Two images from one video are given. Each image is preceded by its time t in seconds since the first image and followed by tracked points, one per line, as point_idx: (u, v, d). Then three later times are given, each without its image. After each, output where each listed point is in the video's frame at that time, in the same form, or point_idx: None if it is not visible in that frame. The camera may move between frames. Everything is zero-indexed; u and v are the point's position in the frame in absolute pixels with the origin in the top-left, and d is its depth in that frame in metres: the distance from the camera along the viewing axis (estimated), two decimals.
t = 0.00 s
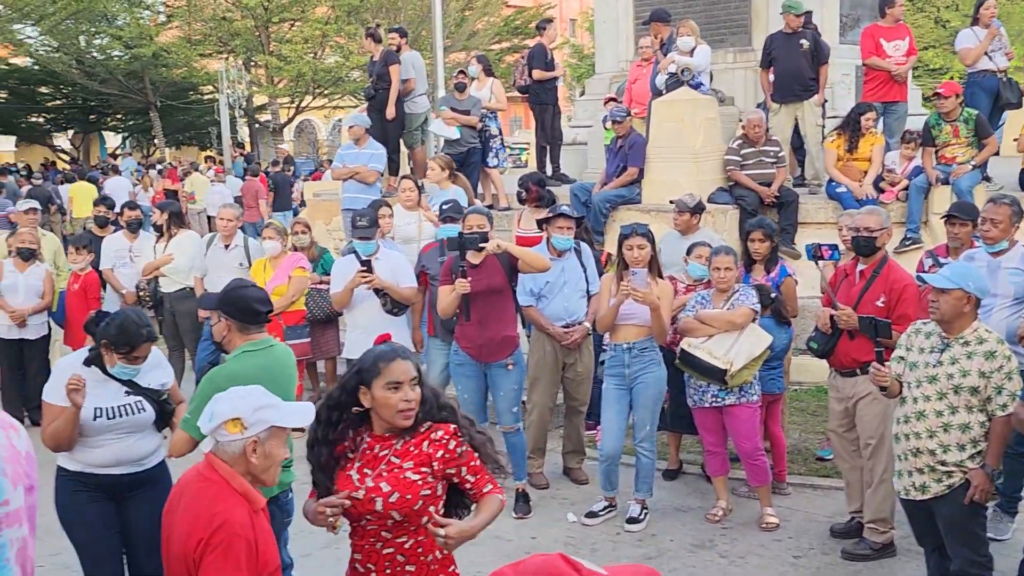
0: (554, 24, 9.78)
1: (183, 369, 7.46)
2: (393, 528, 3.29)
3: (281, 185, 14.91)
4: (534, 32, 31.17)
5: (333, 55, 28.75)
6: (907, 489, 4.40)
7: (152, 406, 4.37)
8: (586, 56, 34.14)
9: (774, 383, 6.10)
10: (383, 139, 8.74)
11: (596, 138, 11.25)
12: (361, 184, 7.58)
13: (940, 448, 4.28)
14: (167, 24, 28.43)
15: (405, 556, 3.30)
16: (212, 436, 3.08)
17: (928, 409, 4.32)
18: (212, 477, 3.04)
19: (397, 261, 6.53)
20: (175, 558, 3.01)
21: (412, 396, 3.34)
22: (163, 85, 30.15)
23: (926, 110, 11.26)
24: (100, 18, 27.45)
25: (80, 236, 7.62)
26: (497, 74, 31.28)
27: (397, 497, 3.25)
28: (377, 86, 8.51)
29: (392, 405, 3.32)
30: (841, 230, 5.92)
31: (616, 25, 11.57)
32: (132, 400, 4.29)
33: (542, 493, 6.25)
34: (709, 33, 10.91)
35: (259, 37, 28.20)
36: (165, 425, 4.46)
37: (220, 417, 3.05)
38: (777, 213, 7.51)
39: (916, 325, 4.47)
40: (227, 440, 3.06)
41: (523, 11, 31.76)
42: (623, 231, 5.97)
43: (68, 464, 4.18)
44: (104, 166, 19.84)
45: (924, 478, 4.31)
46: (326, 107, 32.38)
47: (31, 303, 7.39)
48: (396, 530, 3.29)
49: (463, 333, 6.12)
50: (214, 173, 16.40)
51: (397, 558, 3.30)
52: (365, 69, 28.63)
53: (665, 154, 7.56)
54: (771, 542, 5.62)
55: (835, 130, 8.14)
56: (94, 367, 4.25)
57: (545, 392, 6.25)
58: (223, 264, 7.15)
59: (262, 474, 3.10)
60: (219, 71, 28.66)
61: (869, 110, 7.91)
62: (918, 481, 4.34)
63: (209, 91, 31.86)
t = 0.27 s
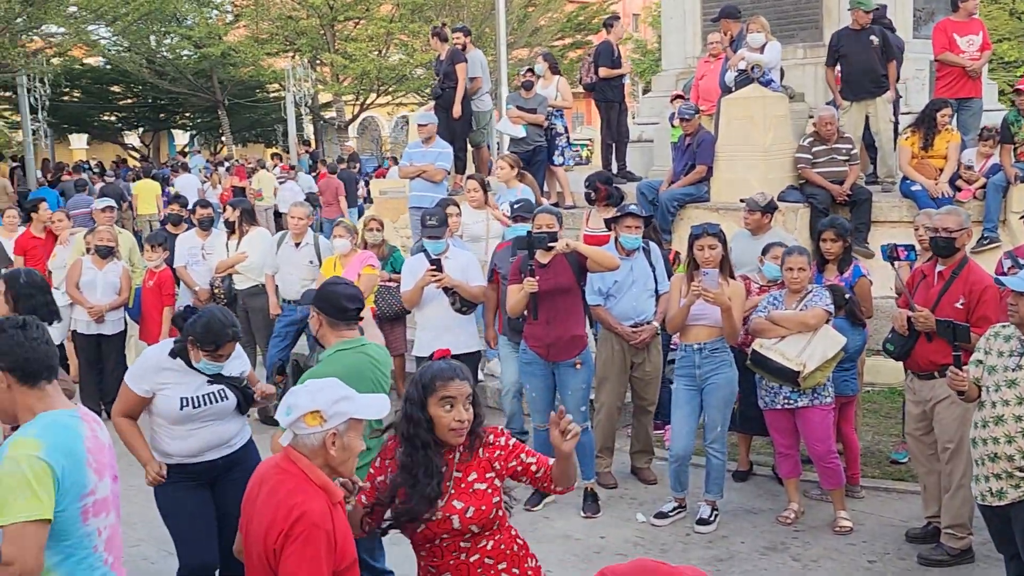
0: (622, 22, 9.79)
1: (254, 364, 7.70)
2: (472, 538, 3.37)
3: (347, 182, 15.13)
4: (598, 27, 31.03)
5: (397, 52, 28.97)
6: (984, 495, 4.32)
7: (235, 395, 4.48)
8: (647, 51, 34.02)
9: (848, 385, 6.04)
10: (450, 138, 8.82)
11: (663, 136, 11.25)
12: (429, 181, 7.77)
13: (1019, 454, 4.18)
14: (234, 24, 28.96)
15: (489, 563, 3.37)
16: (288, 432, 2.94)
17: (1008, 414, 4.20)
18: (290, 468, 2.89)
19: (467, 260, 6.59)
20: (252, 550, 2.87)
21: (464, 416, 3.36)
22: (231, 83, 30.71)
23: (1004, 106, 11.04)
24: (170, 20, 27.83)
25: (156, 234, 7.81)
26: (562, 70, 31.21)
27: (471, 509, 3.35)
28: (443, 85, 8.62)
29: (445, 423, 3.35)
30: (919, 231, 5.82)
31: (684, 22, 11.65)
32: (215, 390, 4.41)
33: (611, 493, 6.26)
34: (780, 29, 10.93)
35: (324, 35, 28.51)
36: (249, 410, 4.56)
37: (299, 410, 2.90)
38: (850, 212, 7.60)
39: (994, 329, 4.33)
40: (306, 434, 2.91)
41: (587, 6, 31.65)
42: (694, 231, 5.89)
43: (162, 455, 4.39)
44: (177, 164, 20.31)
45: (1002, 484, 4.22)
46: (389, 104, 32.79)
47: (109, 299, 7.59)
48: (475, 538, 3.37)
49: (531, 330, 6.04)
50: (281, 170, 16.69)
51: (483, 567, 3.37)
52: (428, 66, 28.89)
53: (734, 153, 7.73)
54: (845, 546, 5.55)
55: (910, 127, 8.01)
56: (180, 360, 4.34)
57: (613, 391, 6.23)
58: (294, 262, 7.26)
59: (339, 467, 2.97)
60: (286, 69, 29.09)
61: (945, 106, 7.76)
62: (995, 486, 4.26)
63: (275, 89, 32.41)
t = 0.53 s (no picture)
0: (681, 21, 9.76)
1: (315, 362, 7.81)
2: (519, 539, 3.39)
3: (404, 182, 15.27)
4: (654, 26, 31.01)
5: (454, 52, 29.26)
6: None
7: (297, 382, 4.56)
8: (702, 50, 34.00)
9: (914, 390, 5.94)
10: (509, 139, 8.86)
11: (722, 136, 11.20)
12: (487, 182, 7.89)
13: None
14: (293, 25, 29.38)
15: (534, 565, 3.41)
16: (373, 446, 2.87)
17: None
18: (381, 485, 2.82)
19: (527, 260, 6.60)
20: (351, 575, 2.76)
21: (505, 423, 3.34)
22: (290, 84, 31.13)
23: None
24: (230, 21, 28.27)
25: (219, 233, 7.94)
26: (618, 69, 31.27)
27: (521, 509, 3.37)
28: (501, 86, 8.66)
29: (486, 428, 3.34)
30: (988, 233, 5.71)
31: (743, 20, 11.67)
32: (282, 378, 4.48)
33: (671, 495, 6.23)
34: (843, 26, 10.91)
35: (381, 35, 28.78)
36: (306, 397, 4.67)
37: (386, 424, 2.84)
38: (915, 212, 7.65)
39: None
40: (392, 449, 2.84)
41: (643, 5, 31.64)
42: (757, 233, 5.83)
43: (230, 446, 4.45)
44: (237, 164, 20.66)
45: None
46: (444, 105, 33.12)
47: (174, 297, 7.73)
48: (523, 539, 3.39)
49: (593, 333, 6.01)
50: (339, 171, 16.91)
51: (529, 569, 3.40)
52: (485, 66, 29.16)
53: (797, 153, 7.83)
54: (911, 553, 5.46)
55: (977, 126, 7.88)
56: (247, 352, 4.41)
57: (673, 393, 6.19)
58: (355, 261, 7.37)
59: (424, 481, 2.89)
60: (343, 70, 29.45)
61: (1014, 105, 7.62)
62: None
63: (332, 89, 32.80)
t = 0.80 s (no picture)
0: (731, 21, 9.72)
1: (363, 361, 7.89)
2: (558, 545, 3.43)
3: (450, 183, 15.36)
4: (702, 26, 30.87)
5: (500, 53, 29.43)
6: None
7: (350, 379, 4.64)
8: (749, 50, 33.84)
9: (968, 396, 5.85)
10: (557, 140, 8.88)
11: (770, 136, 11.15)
12: (535, 184, 7.94)
13: None
14: (341, 26, 29.66)
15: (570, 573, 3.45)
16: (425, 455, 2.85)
17: None
18: (438, 494, 2.82)
19: (574, 262, 6.62)
20: None
21: (559, 422, 3.37)
22: (337, 84, 31.40)
23: None
24: (279, 23, 28.64)
25: (269, 233, 8.06)
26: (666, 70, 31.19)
27: (563, 517, 3.39)
28: (549, 87, 8.69)
29: (539, 425, 3.38)
30: None
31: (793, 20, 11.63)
32: (335, 376, 4.55)
33: (719, 499, 6.21)
34: (893, 26, 10.78)
35: (428, 36, 28.93)
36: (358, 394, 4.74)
37: (441, 434, 2.82)
38: (969, 215, 7.59)
39: None
40: (446, 459, 2.83)
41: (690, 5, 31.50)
42: (808, 236, 5.76)
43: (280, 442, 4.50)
44: (287, 164, 20.92)
45: None
46: (489, 105, 33.26)
47: (225, 297, 7.84)
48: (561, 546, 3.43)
49: (641, 336, 5.99)
50: (385, 172, 17.06)
51: None
52: (531, 66, 29.26)
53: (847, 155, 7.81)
54: (964, 561, 5.38)
55: None
56: (296, 354, 4.49)
57: (721, 396, 6.17)
58: (403, 262, 7.44)
59: (478, 490, 2.90)
60: (390, 71, 29.67)
61: None
62: None
63: (378, 89, 33.05)
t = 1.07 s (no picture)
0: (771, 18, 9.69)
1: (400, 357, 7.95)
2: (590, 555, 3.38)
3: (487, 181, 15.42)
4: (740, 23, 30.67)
5: (537, 51, 29.45)
6: None
7: (381, 362, 4.68)
8: (789, 48, 33.63)
9: (1010, 398, 5.77)
10: (594, 138, 8.90)
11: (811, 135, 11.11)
12: (573, 181, 7.99)
13: None
14: (378, 24, 29.84)
15: None
16: (473, 452, 2.86)
17: None
18: (486, 489, 2.82)
19: (611, 261, 6.63)
20: None
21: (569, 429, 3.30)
22: (374, 82, 31.59)
23: None
24: (317, 21, 28.91)
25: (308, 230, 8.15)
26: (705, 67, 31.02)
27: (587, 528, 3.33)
28: (587, 85, 8.71)
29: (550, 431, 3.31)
30: None
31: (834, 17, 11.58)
32: (367, 358, 4.59)
33: (757, 499, 6.19)
34: (937, 25, 10.70)
35: (465, 34, 29.02)
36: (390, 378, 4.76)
37: (492, 428, 2.83)
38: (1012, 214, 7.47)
39: None
40: (496, 453, 2.83)
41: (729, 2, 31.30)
42: (849, 235, 5.71)
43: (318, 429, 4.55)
44: (326, 161, 21.12)
45: None
46: (525, 103, 33.32)
47: (263, 292, 7.92)
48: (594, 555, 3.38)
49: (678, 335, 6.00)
50: (422, 170, 17.16)
51: None
52: (568, 64, 29.25)
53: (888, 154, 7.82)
54: (1007, 564, 5.32)
55: None
56: (330, 337, 4.53)
57: (760, 396, 6.14)
58: (440, 259, 7.48)
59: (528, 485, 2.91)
60: (427, 68, 29.80)
61: None
62: None
63: (416, 87, 33.20)
